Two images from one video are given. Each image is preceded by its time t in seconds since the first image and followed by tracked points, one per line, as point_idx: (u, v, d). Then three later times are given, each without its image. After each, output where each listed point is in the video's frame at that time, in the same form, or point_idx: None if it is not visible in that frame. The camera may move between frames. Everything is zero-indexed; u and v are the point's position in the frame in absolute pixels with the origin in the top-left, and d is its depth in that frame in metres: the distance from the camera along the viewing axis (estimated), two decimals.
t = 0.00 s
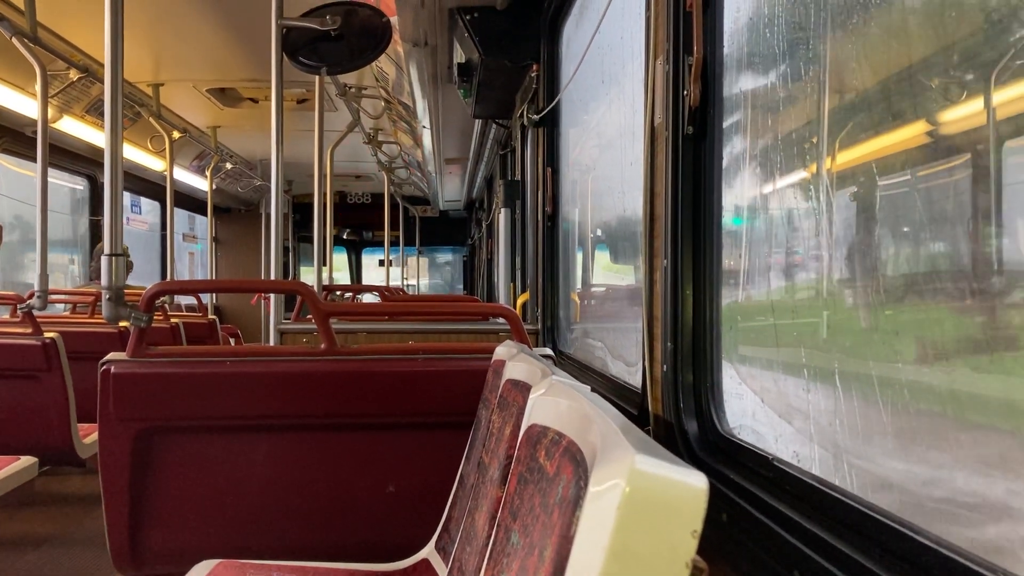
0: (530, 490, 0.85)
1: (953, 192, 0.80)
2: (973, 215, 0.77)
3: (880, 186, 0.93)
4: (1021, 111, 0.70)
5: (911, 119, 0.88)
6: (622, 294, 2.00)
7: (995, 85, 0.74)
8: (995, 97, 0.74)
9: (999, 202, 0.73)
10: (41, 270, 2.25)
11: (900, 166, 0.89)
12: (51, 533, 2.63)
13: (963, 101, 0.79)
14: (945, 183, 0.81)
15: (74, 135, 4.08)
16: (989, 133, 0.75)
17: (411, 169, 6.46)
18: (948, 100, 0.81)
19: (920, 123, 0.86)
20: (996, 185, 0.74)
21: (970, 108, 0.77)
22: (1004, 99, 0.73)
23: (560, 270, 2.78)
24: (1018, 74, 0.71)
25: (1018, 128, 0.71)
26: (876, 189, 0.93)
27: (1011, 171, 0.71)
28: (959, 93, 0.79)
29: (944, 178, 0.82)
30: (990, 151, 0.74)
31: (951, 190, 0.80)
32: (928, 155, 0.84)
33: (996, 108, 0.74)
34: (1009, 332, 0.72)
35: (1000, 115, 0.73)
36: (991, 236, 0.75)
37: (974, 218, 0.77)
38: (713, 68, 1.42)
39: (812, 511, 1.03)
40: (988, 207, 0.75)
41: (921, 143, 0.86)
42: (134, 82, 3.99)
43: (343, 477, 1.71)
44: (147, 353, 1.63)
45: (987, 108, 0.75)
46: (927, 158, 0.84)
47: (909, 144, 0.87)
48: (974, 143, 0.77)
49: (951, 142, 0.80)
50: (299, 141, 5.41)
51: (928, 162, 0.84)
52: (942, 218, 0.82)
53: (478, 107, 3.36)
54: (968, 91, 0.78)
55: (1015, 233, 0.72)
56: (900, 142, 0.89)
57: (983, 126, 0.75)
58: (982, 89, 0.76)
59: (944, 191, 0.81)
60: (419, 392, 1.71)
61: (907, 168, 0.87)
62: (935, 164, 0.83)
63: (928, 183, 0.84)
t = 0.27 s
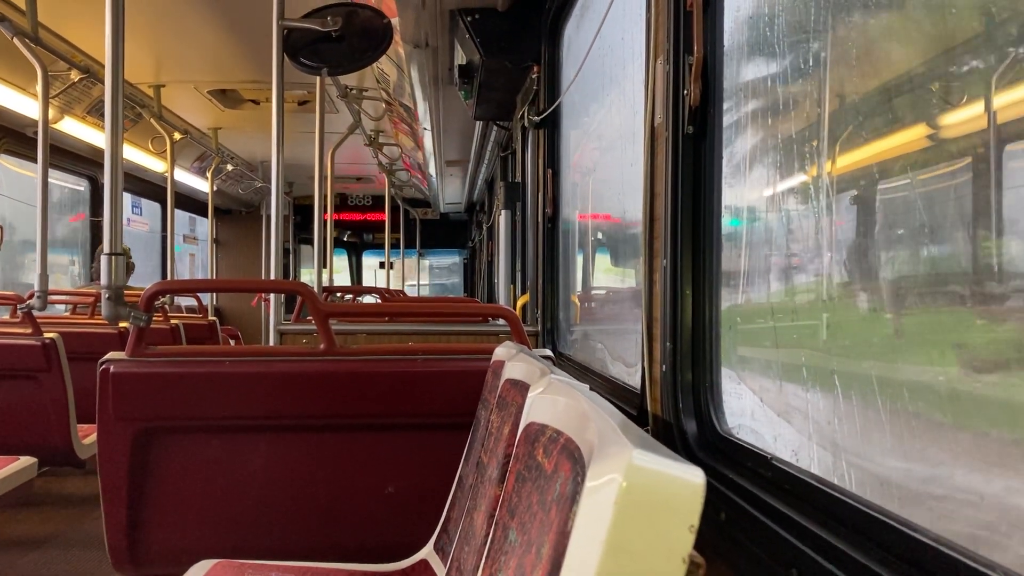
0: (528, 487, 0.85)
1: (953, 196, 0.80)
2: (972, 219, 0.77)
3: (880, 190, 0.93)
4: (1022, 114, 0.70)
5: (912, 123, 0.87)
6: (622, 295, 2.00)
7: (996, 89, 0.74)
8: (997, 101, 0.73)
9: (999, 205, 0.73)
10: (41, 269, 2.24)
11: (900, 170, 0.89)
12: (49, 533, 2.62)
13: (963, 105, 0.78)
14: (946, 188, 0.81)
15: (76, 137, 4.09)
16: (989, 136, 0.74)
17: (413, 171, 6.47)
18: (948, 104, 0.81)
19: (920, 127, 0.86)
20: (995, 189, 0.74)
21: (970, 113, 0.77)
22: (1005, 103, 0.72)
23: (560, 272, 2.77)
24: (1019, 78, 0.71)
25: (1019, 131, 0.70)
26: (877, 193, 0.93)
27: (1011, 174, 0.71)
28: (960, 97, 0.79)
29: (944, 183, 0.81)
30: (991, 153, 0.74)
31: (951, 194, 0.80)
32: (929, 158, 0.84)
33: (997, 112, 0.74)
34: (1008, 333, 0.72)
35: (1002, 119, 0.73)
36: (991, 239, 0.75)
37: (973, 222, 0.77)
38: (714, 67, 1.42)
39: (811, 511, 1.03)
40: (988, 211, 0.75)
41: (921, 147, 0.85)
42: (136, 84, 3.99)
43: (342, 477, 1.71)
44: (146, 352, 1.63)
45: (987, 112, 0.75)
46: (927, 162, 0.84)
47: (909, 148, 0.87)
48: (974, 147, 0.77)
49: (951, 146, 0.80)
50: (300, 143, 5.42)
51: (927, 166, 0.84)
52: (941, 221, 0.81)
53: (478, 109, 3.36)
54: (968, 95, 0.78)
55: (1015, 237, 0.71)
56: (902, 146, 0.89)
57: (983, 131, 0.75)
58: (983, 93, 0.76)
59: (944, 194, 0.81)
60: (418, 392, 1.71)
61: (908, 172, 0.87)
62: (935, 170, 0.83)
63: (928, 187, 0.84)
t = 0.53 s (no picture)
0: (523, 491, 0.85)
1: (953, 195, 0.80)
2: (971, 218, 0.77)
3: (879, 189, 0.92)
4: (1021, 113, 0.70)
5: (910, 122, 0.87)
6: (620, 296, 2.00)
7: (994, 88, 0.74)
8: (994, 100, 0.73)
9: (999, 205, 0.73)
10: (39, 271, 2.25)
11: (899, 169, 0.89)
12: (48, 534, 2.63)
13: (961, 104, 0.79)
14: (946, 186, 0.81)
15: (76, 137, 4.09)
16: (988, 136, 0.74)
17: (413, 171, 6.47)
18: (947, 103, 0.81)
19: (918, 126, 0.86)
20: (994, 188, 0.74)
21: (968, 112, 0.77)
22: (1003, 102, 0.72)
23: (558, 273, 2.78)
24: (1018, 77, 0.71)
25: (1017, 130, 0.70)
26: (876, 191, 0.93)
27: (1011, 173, 0.71)
28: (957, 96, 0.79)
29: (944, 181, 0.81)
30: (990, 153, 0.74)
31: (950, 193, 0.80)
32: (926, 158, 0.84)
33: (996, 111, 0.73)
34: (1004, 335, 0.72)
35: (999, 118, 0.73)
36: (989, 239, 0.75)
37: (972, 221, 0.77)
38: (708, 70, 1.42)
39: (806, 512, 1.03)
40: (987, 210, 0.75)
41: (921, 146, 0.85)
42: (135, 84, 4.00)
43: (340, 479, 1.71)
44: (145, 354, 1.63)
45: (986, 111, 0.75)
46: (926, 161, 0.84)
47: (909, 147, 0.87)
48: (973, 146, 0.77)
49: (949, 145, 0.80)
50: (299, 142, 5.42)
51: (925, 165, 0.84)
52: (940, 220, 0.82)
53: (477, 109, 3.36)
54: (967, 94, 0.78)
55: (1016, 237, 0.71)
56: (899, 145, 0.89)
57: (981, 129, 0.75)
58: (981, 92, 0.76)
59: (943, 193, 0.81)
60: (417, 393, 1.71)
61: (905, 171, 0.87)
62: (934, 167, 0.83)
63: (926, 186, 0.84)
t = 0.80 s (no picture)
0: (518, 482, 0.85)
1: (952, 190, 0.79)
2: (969, 212, 0.77)
3: (879, 183, 0.92)
4: (1020, 108, 0.69)
5: (908, 116, 0.87)
6: (619, 291, 2.00)
7: (993, 82, 0.73)
8: (994, 93, 0.73)
9: (998, 199, 0.73)
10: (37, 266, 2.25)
11: (899, 164, 0.88)
12: (48, 530, 2.64)
13: (961, 98, 0.78)
14: (944, 182, 0.81)
15: (75, 134, 4.10)
16: (987, 129, 0.74)
17: (413, 168, 6.47)
18: (946, 97, 0.81)
19: (917, 121, 0.85)
20: (993, 182, 0.73)
21: (968, 106, 0.77)
22: (1002, 96, 0.72)
23: (557, 268, 2.77)
24: (1016, 71, 0.70)
25: (1016, 124, 0.70)
26: (876, 186, 0.93)
27: (1011, 167, 0.71)
28: (957, 90, 0.79)
29: (944, 176, 0.81)
30: (989, 146, 0.74)
31: (949, 186, 0.80)
32: (925, 152, 0.84)
33: (995, 106, 0.73)
34: (998, 327, 0.72)
35: (999, 112, 0.72)
36: (986, 233, 0.74)
37: (971, 215, 0.77)
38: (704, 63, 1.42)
39: (801, 505, 1.03)
40: (985, 203, 0.75)
41: (920, 141, 0.85)
42: (134, 81, 4.00)
43: (338, 473, 1.71)
44: (142, 350, 1.63)
45: (985, 106, 0.74)
46: (925, 156, 0.84)
47: (909, 142, 0.87)
48: (973, 140, 0.76)
49: (949, 140, 0.80)
50: (299, 139, 5.42)
51: (925, 159, 0.84)
52: (938, 214, 0.81)
53: (476, 105, 3.36)
54: (966, 88, 0.77)
55: (1013, 231, 0.71)
56: (899, 139, 0.89)
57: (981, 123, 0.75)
58: (981, 86, 0.75)
59: (942, 186, 0.81)
60: (415, 389, 1.71)
61: (905, 166, 0.87)
62: (934, 162, 0.82)
63: (925, 180, 0.84)
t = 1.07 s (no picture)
0: (518, 482, 0.85)
1: (952, 189, 0.80)
2: (970, 211, 0.77)
3: (879, 183, 0.92)
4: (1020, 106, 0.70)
5: (908, 115, 0.87)
6: (619, 291, 2.00)
7: (993, 81, 0.73)
8: (993, 93, 0.73)
9: (998, 198, 0.73)
10: (38, 265, 2.25)
11: (899, 163, 0.88)
12: (48, 529, 2.64)
13: (960, 97, 0.78)
14: (945, 181, 0.81)
15: (75, 133, 4.09)
16: (986, 128, 0.74)
17: (413, 167, 6.46)
18: (946, 97, 0.81)
19: (916, 120, 0.86)
20: (993, 181, 0.74)
21: (968, 105, 0.77)
22: (1002, 95, 0.72)
23: (557, 267, 2.77)
24: (1017, 70, 0.70)
25: (1015, 123, 0.70)
26: (876, 185, 0.93)
27: (1010, 166, 0.71)
28: (957, 89, 0.79)
29: (943, 175, 0.81)
30: (988, 145, 0.74)
31: (949, 185, 0.80)
32: (925, 151, 0.84)
33: (995, 104, 0.73)
34: (998, 327, 0.72)
35: (999, 110, 0.72)
36: (986, 233, 0.74)
37: (971, 214, 0.77)
38: (704, 63, 1.41)
39: (801, 505, 1.03)
40: (985, 203, 0.75)
41: (920, 140, 0.85)
42: (134, 80, 3.99)
43: (339, 473, 1.72)
44: (143, 350, 1.64)
45: (985, 104, 0.74)
46: (925, 155, 0.84)
47: (908, 141, 0.87)
48: (972, 139, 0.76)
49: (948, 138, 0.80)
50: (300, 138, 5.42)
51: (924, 158, 0.84)
52: (938, 214, 0.81)
53: (476, 104, 3.36)
54: (966, 87, 0.78)
55: (1013, 230, 0.71)
56: (899, 138, 0.89)
57: (980, 122, 0.75)
58: (980, 85, 0.75)
59: (942, 185, 0.81)
60: (415, 388, 1.72)
61: (904, 165, 0.87)
62: (934, 161, 0.82)
63: (925, 179, 0.84)
